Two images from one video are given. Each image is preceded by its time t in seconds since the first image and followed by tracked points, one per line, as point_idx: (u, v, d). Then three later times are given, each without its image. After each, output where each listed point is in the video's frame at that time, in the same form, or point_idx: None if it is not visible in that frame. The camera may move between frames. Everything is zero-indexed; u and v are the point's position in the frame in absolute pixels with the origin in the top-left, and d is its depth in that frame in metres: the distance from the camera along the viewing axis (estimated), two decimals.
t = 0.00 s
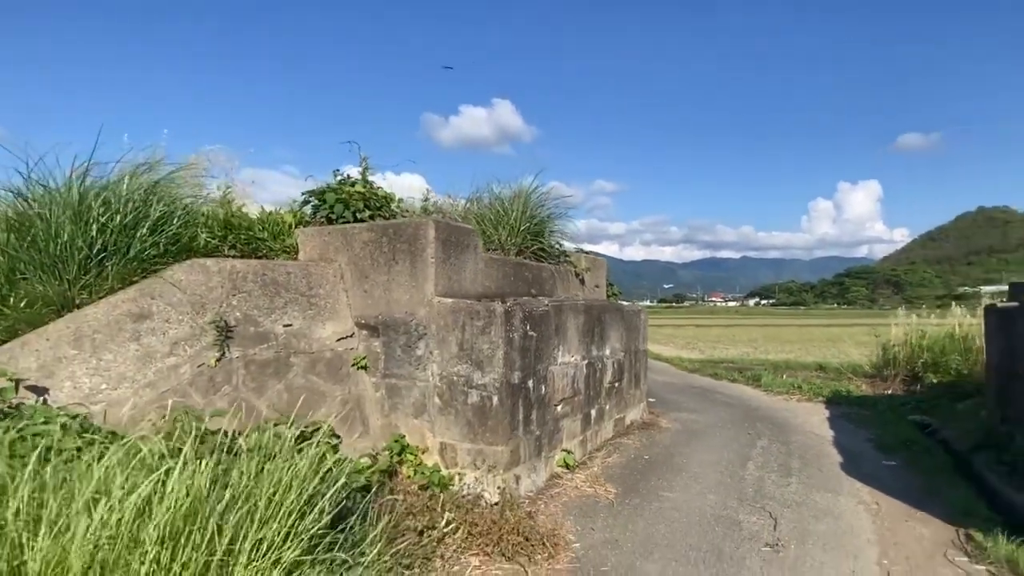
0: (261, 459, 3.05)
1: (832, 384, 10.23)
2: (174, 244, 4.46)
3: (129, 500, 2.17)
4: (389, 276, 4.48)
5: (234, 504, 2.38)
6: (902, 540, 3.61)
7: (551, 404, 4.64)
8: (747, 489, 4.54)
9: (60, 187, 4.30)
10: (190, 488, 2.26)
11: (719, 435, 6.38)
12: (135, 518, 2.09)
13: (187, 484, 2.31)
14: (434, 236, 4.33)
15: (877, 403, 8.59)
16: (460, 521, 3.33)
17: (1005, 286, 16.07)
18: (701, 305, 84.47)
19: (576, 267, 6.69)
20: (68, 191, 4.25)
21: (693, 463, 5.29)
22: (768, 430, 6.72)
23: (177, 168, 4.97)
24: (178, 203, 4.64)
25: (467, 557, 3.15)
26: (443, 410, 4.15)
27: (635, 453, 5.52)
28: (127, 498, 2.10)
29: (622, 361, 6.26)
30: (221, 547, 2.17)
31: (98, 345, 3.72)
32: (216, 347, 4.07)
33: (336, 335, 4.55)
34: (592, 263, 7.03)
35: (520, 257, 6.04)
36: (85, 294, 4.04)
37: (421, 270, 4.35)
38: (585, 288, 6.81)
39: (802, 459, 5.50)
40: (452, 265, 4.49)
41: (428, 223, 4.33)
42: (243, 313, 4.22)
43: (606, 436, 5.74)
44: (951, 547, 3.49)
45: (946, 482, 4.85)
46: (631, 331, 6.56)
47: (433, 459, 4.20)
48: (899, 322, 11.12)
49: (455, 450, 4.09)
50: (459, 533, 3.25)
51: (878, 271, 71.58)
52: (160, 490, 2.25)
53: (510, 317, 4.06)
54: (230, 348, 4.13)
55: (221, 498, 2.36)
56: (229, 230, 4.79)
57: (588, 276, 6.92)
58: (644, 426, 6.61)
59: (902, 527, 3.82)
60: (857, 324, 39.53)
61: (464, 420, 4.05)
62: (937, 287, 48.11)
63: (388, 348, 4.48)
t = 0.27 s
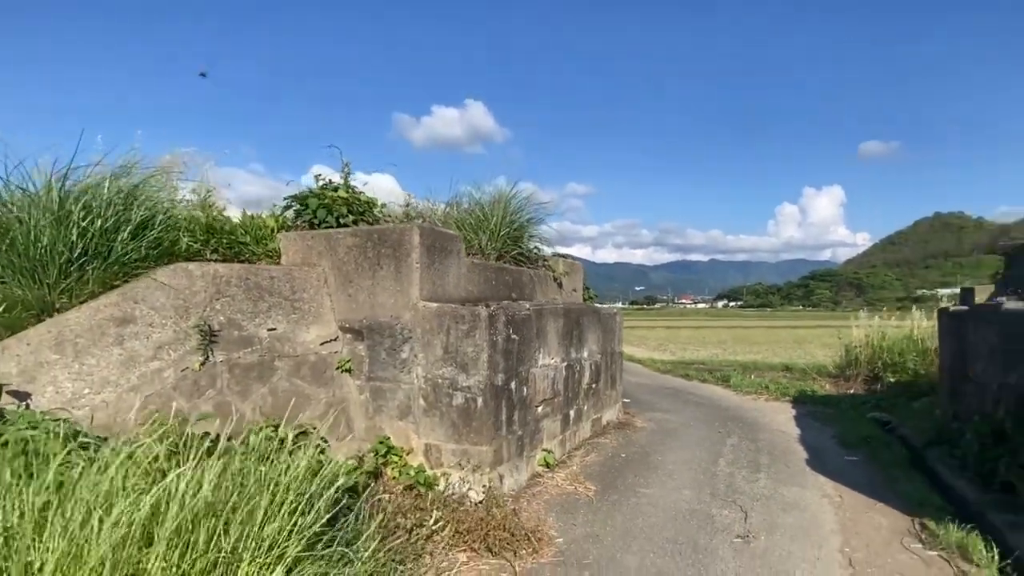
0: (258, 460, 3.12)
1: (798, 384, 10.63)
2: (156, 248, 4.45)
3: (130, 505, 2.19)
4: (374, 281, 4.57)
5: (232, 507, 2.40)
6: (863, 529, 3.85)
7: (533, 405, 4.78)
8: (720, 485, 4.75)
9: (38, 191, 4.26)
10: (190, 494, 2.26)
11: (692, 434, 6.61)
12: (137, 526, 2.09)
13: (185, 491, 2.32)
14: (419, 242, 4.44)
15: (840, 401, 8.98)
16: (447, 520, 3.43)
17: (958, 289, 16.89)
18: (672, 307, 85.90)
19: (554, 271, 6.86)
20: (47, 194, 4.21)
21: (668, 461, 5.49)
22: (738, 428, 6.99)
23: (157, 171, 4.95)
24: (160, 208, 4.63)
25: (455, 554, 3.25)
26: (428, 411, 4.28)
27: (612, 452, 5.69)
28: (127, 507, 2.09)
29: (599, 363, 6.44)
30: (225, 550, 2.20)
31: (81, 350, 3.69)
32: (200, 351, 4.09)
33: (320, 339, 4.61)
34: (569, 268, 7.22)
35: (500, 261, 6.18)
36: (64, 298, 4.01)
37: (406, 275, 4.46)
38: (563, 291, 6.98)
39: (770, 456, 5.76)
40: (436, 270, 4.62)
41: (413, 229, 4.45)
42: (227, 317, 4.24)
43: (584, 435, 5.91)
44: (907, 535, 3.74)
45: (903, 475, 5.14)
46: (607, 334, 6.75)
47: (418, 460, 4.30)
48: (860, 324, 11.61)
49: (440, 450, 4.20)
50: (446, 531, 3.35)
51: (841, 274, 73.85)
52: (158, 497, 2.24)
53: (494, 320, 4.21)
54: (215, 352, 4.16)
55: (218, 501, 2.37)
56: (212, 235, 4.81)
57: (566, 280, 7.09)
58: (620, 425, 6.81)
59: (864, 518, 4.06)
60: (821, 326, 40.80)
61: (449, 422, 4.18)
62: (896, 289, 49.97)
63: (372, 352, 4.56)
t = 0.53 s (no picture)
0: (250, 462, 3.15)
1: (767, 384, 10.97)
2: (137, 251, 4.41)
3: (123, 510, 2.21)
4: (358, 284, 4.62)
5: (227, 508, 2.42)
6: (831, 521, 4.04)
7: (516, 406, 4.88)
8: (695, 481, 4.92)
9: (16, 192, 4.20)
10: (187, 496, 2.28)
11: (667, 432, 6.80)
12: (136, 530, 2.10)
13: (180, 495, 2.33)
14: (404, 246, 4.52)
15: (808, 400, 9.31)
16: (435, 517, 3.48)
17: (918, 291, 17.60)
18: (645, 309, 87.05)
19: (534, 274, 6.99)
20: (25, 196, 4.16)
21: (645, 459, 5.65)
22: (712, 426, 7.21)
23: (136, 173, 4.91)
24: (140, 210, 4.59)
25: (443, 551, 3.32)
26: (413, 413, 4.37)
27: (592, 451, 5.83)
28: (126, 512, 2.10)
29: (578, 364, 6.58)
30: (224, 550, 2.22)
31: (62, 354, 3.65)
32: (183, 355, 4.08)
33: (304, 342, 4.62)
34: (548, 271, 7.36)
35: (481, 264, 6.28)
36: (42, 300, 3.95)
37: (392, 278, 4.53)
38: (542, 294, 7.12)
39: (742, 452, 5.97)
40: (421, 273, 4.70)
41: (398, 233, 4.52)
42: (210, 320, 4.23)
43: (564, 435, 6.03)
44: (872, 526, 3.95)
45: (868, 469, 5.40)
46: (586, 335, 6.90)
47: (403, 461, 4.36)
48: (827, 326, 12.03)
49: (425, 451, 4.28)
50: (435, 529, 3.41)
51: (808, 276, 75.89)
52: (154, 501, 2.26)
53: (479, 323, 4.33)
54: (198, 355, 4.15)
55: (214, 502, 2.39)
56: (194, 237, 4.78)
57: (545, 282, 7.22)
58: (599, 425, 6.96)
59: (831, 510, 4.27)
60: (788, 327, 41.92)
61: (434, 423, 4.26)
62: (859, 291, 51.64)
63: (357, 354, 4.61)
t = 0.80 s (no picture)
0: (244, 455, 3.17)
1: (734, 381, 11.35)
2: (116, 249, 4.36)
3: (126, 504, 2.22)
4: (343, 283, 4.66)
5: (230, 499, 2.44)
6: (799, 508, 4.28)
7: (499, 403, 5.00)
8: (671, 473, 5.12)
9: None
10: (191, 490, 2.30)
11: (641, 428, 7.02)
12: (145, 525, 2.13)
13: (184, 488, 2.35)
14: (390, 245, 4.58)
15: (773, 396, 9.68)
16: (426, 511, 3.54)
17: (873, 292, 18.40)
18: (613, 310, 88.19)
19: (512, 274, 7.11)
20: None
21: (622, 453, 5.83)
22: (684, 422, 7.46)
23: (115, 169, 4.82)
24: (119, 208, 4.53)
25: (433, 544, 3.38)
26: (399, 411, 4.44)
27: (570, 447, 5.98)
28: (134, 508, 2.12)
29: (556, 363, 6.74)
30: (233, 540, 2.27)
31: (40, 353, 3.55)
32: (166, 354, 4.05)
33: (288, 341, 4.63)
34: (525, 271, 7.50)
35: (461, 264, 6.37)
36: (18, 299, 3.84)
37: (377, 278, 4.58)
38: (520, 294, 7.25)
39: (714, 446, 6.21)
40: (406, 273, 4.77)
41: (384, 233, 4.57)
42: (193, 319, 4.21)
43: (543, 431, 6.17)
44: (837, 511, 4.20)
45: (831, 460, 5.69)
46: (563, 334, 7.06)
47: (389, 458, 4.43)
48: (790, 325, 12.50)
49: (412, 447, 4.37)
50: (425, 522, 3.47)
51: (770, 278, 78.12)
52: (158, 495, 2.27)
53: (464, 322, 4.44)
54: (181, 354, 4.13)
55: (218, 494, 2.41)
56: (174, 236, 4.75)
57: (523, 283, 7.35)
58: (575, 421, 7.13)
59: (799, 498, 4.52)
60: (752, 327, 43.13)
61: (421, 420, 4.35)
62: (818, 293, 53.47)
63: (342, 353, 4.64)
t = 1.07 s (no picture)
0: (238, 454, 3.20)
1: (702, 380, 11.71)
2: (93, 250, 4.29)
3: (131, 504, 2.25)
4: (327, 284, 4.70)
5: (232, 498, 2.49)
6: (769, 498, 4.51)
7: (481, 402, 5.11)
8: (647, 467, 5.31)
9: None
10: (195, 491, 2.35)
11: (616, 426, 7.22)
12: (153, 526, 2.17)
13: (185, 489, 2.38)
14: (375, 247, 4.64)
15: (739, 394, 10.04)
16: (414, 507, 3.62)
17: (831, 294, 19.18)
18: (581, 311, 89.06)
19: (490, 276, 7.23)
20: None
21: (599, 450, 6.00)
22: (656, 419, 7.70)
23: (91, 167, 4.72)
24: (96, 208, 4.46)
25: (423, 539, 3.45)
26: (384, 410, 4.51)
27: (549, 444, 6.13)
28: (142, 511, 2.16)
29: (534, 362, 6.88)
30: (239, 538, 2.31)
31: (16, 356, 3.45)
32: (148, 355, 4.02)
33: (271, 342, 4.64)
34: (502, 273, 7.62)
35: (440, 266, 6.45)
36: None
37: (362, 279, 4.64)
38: (498, 295, 7.37)
39: (686, 442, 6.45)
40: (390, 274, 4.84)
41: (369, 235, 4.63)
42: (175, 319, 4.18)
43: (521, 430, 6.30)
44: (803, 501, 4.44)
45: (796, 453, 5.98)
46: (540, 335, 7.21)
47: (374, 457, 4.49)
48: (754, 326, 12.96)
49: (397, 446, 4.44)
50: (414, 518, 3.55)
51: (734, 280, 80.15)
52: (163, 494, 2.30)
53: (449, 323, 4.57)
54: (163, 355, 4.10)
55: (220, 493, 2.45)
56: (153, 236, 4.67)
57: (501, 284, 7.48)
58: (551, 420, 7.28)
59: (767, 489, 4.75)
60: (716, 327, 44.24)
61: (406, 419, 4.44)
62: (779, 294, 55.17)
63: (325, 354, 4.67)
